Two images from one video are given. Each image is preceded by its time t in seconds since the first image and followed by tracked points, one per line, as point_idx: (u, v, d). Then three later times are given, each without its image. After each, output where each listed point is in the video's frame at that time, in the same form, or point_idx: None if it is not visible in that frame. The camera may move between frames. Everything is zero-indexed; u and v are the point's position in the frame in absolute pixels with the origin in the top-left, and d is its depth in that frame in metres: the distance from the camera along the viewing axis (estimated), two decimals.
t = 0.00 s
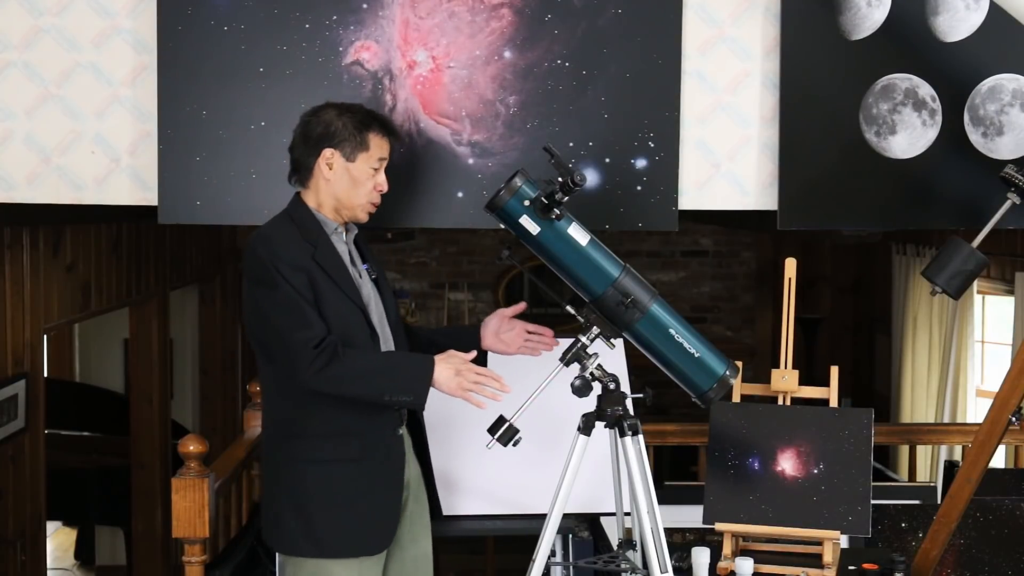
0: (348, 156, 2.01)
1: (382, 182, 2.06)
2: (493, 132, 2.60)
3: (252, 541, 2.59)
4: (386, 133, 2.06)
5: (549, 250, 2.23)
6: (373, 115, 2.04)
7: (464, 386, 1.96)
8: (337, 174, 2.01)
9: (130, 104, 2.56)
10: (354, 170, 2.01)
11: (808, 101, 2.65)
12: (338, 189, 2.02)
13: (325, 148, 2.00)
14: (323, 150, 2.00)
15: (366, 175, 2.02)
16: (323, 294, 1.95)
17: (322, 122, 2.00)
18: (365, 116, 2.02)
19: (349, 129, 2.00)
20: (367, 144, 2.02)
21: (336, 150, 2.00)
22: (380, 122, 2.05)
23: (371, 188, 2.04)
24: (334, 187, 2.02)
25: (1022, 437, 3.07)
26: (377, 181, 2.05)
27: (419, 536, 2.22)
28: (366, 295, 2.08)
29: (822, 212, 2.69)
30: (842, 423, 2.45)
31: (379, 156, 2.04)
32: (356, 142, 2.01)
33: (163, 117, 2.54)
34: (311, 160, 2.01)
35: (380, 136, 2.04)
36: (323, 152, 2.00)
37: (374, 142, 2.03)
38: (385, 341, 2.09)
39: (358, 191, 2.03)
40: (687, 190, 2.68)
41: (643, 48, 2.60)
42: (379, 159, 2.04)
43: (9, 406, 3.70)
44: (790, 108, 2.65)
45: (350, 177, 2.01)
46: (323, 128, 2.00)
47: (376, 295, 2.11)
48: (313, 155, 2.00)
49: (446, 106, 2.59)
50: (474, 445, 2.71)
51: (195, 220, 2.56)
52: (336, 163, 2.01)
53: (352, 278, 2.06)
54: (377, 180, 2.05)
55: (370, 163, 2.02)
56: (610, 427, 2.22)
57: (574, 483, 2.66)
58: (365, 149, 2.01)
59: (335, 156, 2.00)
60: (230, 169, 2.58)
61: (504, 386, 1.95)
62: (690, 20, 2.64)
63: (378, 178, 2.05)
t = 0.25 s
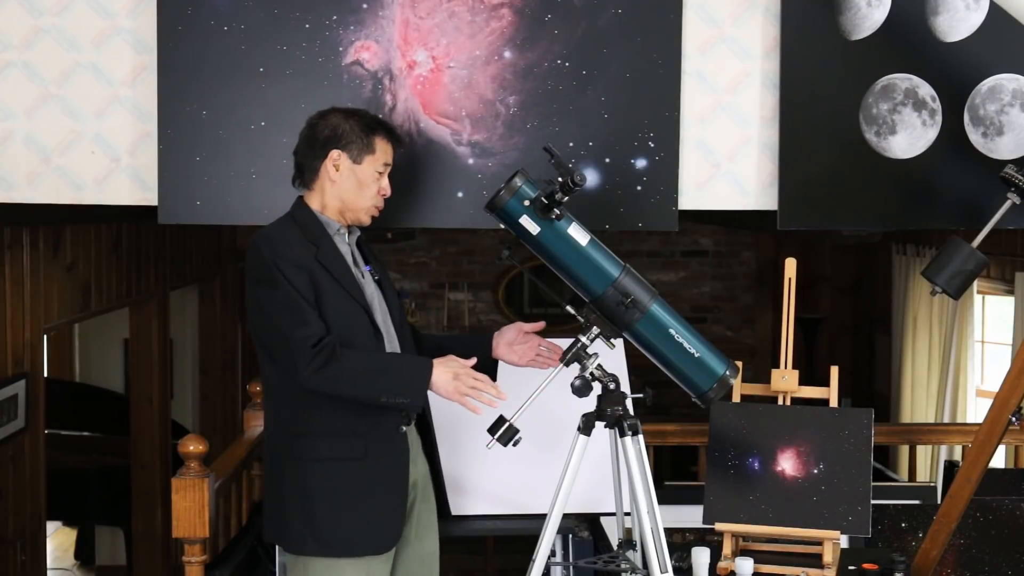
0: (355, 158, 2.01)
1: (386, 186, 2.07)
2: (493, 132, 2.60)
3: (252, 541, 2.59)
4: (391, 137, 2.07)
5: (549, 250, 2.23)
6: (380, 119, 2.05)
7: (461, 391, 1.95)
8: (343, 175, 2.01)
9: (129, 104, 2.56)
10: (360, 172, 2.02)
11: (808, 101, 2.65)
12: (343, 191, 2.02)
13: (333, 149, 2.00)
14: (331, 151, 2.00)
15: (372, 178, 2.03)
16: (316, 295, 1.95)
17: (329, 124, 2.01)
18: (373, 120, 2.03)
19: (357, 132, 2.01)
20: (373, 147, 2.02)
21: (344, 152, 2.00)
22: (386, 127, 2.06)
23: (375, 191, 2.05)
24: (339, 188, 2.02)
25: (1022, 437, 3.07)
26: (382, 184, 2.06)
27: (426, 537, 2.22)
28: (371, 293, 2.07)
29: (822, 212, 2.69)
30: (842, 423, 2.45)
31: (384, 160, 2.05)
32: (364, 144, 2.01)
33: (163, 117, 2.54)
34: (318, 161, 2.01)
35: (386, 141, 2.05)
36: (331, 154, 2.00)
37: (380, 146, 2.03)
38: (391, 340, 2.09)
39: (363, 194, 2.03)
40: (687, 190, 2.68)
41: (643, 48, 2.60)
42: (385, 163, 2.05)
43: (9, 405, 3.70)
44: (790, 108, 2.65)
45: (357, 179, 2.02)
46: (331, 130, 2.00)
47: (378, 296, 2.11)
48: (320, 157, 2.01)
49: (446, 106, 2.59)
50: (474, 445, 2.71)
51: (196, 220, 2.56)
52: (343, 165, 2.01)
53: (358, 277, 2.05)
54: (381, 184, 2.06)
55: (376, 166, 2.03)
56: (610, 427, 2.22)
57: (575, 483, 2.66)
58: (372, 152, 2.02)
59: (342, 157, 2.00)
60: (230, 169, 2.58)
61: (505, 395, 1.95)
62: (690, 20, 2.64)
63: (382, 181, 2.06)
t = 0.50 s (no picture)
0: (358, 156, 2.01)
1: (392, 182, 2.05)
2: (493, 132, 2.60)
3: (251, 540, 2.59)
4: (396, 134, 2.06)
5: (549, 251, 2.23)
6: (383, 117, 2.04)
7: (440, 406, 1.88)
8: (347, 174, 2.01)
9: (130, 104, 2.56)
10: (363, 169, 2.01)
11: (808, 101, 2.65)
12: (348, 189, 2.02)
13: (336, 148, 2.00)
14: (334, 151, 2.01)
15: (376, 174, 2.02)
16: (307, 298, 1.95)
17: (332, 124, 2.01)
18: (374, 117, 2.03)
19: (359, 130, 2.01)
20: (377, 145, 2.02)
21: (346, 151, 2.00)
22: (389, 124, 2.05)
23: (382, 188, 2.04)
24: (344, 187, 2.02)
25: (1022, 437, 3.07)
26: (387, 181, 2.04)
27: (427, 537, 2.20)
28: (375, 296, 2.06)
29: (822, 212, 2.69)
30: (842, 423, 2.45)
31: (389, 157, 2.03)
32: (366, 142, 2.01)
33: (163, 117, 2.53)
34: (322, 162, 2.02)
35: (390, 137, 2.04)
36: (334, 152, 2.00)
37: (383, 142, 2.03)
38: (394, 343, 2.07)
39: (368, 191, 2.02)
40: (687, 190, 2.68)
41: (643, 48, 2.60)
42: (389, 159, 2.04)
43: (9, 406, 3.70)
44: (790, 108, 2.65)
45: (360, 176, 2.01)
46: (333, 129, 2.01)
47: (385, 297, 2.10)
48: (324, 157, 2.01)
49: (446, 106, 2.59)
50: (474, 444, 2.71)
51: (196, 220, 2.56)
52: (346, 163, 2.01)
53: (361, 278, 2.05)
54: (387, 180, 2.04)
55: (379, 162, 2.02)
56: (610, 427, 2.22)
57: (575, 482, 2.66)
58: (375, 150, 2.01)
59: (345, 156, 2.01)
60: (230, 169, 2.58)
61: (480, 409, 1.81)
62: (690, 20, 2.64)
63: (388, 178, 2.05)
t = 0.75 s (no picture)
0: (332, 146, 2.03)
1: (370, 167, 2.01)
2: (493, 132, 2.60)
3: (252, 540, 2.61)
4: (372, 120, 2.04)
5: (549, 251, 2.23)
6: (359, 104, 2.05)
7: (401, 432, 1.82)
8: (329, 167, 2.04)
9: (130, 104, 2.56)
10: (336, 158, 2.02)
11: (808, 102, 2.65)
12: (332, 182, 2.03)
13: (316, 145, 2.07)
14: (318, 148, 2.06)
15: (348, 160, 2.01)
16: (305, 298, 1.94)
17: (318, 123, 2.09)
18: (345, 106, 2.05)
19: (331, 122, 2.05)
20: (347, 131, 2.02)
21: (325, 145, 2.05)
22: (362, 110, 2.04)
23: (358, 174, 2.00)
24: (330, 181, 2.04)
25: (1022, 437, 3.07)
26: (364, 166, 2.01)
27: (423, 541, 2.14)
28: (374, 300, 2.03)
29: (822, 212, 2.69)
30: (842, 423, 2.45)
31: (360, 141, 2.02)
32: (336, 132, 2.03)
33: (163, 117, 2.53)
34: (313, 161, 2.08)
35: (362, 122, 2.03)
36: (318, 149, 2.06)
37: (353, 128, 2.02)
38: (390, 349, 2.03)
39: (344, 179, 2.01)
40: (687, 190, 2.68)
41: (643, 49, 2.60)
42: (363, 144, 2.01)
43: (9, 406, 3.70)
44: (790, 108, 2.65)
45: (334, 166, 2.02)
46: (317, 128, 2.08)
47: (392, 300, 2.05)
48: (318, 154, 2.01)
49: (446, 106, 2.58)
50: (474, 445, 2.71)
51: (196, 220, 2.56)
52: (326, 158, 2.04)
53: (360, 281, 2.02)
54: (363, 166, 2.01)
55: (350, 148, 2.01)
56: (610, 427, 2.21)
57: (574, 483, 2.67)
58: (344, 136, 2.02)
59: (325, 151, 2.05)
60: (230, 169, 2.58)
61: (445, 446, 1.82)
62: (690, 20, 2.64)
63: (365, 163, 2.01)
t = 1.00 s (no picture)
0: (325, 143, 2.05)
1: (357, 163, 1.99)
2: (493, 132, 2.60)
3: (252, 540, 2.59)
4: (359, 115, 2.03)
5: (549, 251, 2.23)
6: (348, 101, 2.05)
7: (363, 453, 1.81)
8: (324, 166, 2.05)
9: (130, 104, 2.56)
10: (327, 157, 2.02)
11: (808, 102, 2.65)
12: (327, 181, 2.04)
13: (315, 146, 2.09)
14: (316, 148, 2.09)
15: (336, 158, 2.01)
16: (297, 302, 1.95)
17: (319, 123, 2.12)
18: (334, 104, 2.05)
19: (324, 122, 2.06)
20: (336, 127, 2.03)
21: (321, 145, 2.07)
22: (350, 106, 2.03)
23: (346, 170, 1.99)
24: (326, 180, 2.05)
25: (1022, 437, 3.07)
26: (351, 163, 1.99)
27: (416, 543, 2.09)
28: (370, 304, 2.02)
29: (822, 212, 2.69)
30: (843, 423, 2.45)
31: (346, 135, 2.01)
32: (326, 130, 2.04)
33: (163, 117, 2.53)
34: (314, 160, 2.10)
35: (348, 119, 2.02)
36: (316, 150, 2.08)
37: (340, 125, 2.03)
38: (383, 353, 2.02)
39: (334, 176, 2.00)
40: (687, 190, 2.68)
41: (643, 48, 2.60)
42: (349, 140, 2.01)
43: (9, 406, 3.70)
44: (790, 108, 2.65)
45: (326, 164, 2.02)
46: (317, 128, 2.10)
47: (391, 303, 2.04)
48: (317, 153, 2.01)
49: (446, 106, 2.58)
50: (474, 445, 2.71)
51: (196, 220, 2.56)
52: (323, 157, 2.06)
53: (357, 284, 2.02)
54: (350, 162, 2.00)
55: (337, 145, 2.01)
56: (610, 428, 2.21)
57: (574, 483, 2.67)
58: (333, 131, 2.03)
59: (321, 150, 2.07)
60: (231, 169, 2.58)
61: (400, 480, 1.79)
62: (690, 20, 2.64)
63: (352, 159, 2.00)
